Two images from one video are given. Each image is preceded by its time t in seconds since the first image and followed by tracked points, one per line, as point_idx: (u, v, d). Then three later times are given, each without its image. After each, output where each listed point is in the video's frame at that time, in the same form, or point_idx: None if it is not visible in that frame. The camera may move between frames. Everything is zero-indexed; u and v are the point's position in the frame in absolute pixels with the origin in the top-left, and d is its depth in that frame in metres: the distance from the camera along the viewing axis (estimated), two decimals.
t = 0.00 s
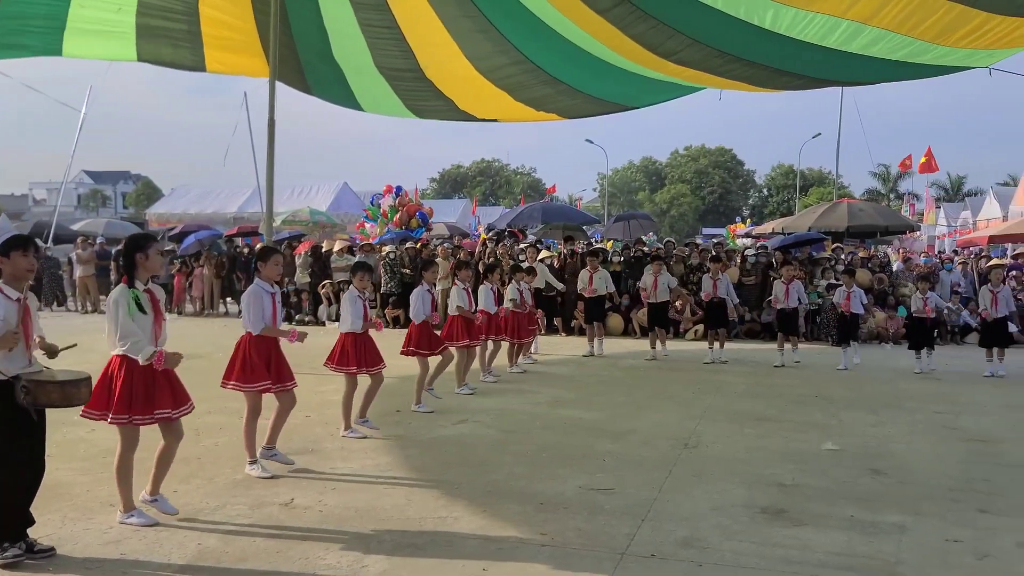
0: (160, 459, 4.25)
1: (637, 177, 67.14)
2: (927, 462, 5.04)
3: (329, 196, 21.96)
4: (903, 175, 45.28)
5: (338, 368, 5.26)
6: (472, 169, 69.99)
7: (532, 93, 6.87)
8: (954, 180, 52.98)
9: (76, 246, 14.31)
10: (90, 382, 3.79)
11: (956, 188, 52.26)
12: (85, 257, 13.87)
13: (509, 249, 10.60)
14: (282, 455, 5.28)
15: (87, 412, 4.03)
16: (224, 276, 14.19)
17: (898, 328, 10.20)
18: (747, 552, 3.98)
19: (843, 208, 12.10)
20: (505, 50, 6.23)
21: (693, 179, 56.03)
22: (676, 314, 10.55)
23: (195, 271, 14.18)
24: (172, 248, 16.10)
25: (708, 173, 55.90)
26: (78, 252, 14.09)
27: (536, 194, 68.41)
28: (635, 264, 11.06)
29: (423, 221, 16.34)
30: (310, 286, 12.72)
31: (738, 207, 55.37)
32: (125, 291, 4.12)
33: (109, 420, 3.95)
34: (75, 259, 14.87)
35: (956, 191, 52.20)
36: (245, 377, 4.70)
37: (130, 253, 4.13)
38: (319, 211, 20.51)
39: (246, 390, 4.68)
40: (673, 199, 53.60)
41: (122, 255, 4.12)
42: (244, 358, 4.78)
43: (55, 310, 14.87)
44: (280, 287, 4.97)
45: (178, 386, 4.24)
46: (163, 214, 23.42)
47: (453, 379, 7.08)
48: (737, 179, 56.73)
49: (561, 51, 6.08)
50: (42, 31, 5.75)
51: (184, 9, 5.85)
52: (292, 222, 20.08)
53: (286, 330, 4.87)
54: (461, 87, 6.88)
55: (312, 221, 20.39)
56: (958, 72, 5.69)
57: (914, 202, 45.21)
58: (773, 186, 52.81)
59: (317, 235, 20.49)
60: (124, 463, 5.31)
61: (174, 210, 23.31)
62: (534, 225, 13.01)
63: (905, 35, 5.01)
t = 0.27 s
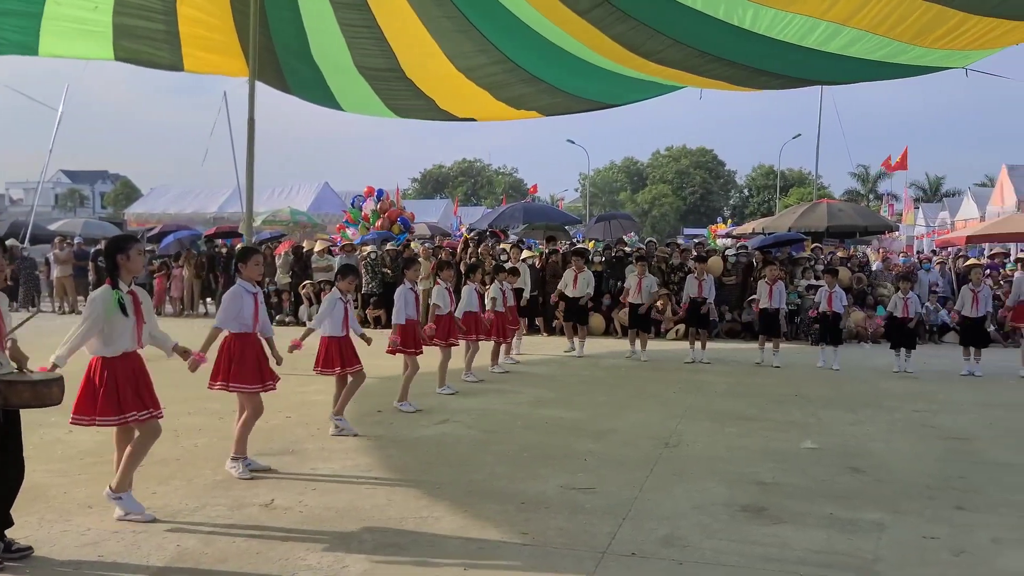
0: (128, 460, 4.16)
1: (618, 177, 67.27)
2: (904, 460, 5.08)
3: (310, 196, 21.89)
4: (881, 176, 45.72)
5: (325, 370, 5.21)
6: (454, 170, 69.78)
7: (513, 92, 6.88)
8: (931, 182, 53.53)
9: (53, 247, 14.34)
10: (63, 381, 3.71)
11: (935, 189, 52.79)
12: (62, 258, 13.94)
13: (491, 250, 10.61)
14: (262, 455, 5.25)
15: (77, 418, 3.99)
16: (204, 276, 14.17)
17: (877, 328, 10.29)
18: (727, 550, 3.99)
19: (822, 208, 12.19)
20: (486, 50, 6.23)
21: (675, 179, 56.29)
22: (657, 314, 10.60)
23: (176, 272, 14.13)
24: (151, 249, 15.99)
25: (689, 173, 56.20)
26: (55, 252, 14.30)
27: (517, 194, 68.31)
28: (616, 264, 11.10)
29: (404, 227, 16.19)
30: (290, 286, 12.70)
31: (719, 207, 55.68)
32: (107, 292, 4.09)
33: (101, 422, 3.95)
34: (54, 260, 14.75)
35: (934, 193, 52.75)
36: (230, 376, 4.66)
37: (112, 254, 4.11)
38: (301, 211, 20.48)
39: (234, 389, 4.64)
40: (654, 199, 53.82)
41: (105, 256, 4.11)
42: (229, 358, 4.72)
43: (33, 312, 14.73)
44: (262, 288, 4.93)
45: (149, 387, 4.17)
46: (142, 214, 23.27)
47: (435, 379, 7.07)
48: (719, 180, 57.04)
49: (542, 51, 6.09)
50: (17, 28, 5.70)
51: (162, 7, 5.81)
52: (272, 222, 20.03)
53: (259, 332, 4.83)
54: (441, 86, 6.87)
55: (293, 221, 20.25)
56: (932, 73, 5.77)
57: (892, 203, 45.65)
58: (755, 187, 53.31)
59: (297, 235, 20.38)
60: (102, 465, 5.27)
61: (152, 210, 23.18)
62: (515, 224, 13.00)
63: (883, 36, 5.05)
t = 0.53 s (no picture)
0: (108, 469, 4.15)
1: (598, 178, 67.49)
2: (881, 457, 5.13)
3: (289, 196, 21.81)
4: (858, 177, 46.14)
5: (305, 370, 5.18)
6: (434, 170, 69.66)
7: (493, 92, 6.88)
8: (906, 183, 54.06)
9: (30, 247, 14.31)
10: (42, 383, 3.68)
11: (912, 190, 53.33)
12: (37, 258, 13.90)
13: (471, 250, 10.61)
14: (241, 456, 5.22)
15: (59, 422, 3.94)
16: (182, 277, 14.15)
17: (855, 327, 10.38)
18: (707, 548, 4.01)
19: (801, 208, 12.29)
20: (466, 50, 6.22)
21: (654, 180, 56.38)
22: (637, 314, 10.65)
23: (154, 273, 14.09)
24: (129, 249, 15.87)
25: (668, 175, 56.30)
26: (30, 252, 14.26)
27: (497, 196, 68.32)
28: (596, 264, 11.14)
29: (386, 233, 15.92)
30: (268, 286, 12.66)
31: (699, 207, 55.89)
32: (84, 294, 4.03)
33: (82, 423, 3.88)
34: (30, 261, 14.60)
35: (910, 194, 53.27)
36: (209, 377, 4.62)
37: (89, 256, 4.04)
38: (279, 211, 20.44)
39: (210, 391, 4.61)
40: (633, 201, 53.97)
41: (82, 257, 4.04)
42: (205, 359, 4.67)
43: (9, 313, 14.57)
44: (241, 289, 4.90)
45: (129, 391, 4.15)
46: (118, 214, 23.10)
47: (416, 380, 7.06)
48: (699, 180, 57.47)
49: (522, 51, 6.09)
50: None
51: (139, 7, 5.77)
52: (252, 222, 19.95)
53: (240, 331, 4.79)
54: (419, 86, 6.87)
55: (272, 221, 20.27)
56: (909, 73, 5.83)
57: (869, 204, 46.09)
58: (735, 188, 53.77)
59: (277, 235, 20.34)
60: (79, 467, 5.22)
61: (129, 211, 23.01)
62: (495, 225, 13.00)
63: (862, 36, 5.09)
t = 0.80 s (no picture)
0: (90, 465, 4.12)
1: (576, 178, 67.46)
2: (855, 456, 5.18)
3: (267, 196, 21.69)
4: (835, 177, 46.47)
5: (278, 369, 5.19)
6: (413, 169, 69.23)
7: (471, 91, 6.88)
8: (883, 184, 54.52)
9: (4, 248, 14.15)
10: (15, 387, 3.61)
11: (888, 191, 53.79)
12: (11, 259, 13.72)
13: (450, 250, 10.61)
14: (218, 458, 5.19)
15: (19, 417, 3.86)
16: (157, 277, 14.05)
17: (831, 327, 10.46)
18: (684, 547, 4.04)
19: (778, 209, 12.38)
20: (444, 50, 6.21)
21: (633, 181, 56.52)
22: (615, 314, 10.68)
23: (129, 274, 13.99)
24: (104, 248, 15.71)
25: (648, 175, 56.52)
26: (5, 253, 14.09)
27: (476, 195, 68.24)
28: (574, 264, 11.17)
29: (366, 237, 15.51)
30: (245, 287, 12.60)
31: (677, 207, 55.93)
32: (58, 294, 3.98)
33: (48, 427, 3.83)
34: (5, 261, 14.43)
35: (887, 194, 53.67)
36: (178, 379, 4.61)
37: (63, 256, 3.96)
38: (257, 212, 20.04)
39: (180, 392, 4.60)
40: (613, 201, 54.10)
41: (56, 256, 3.95)
42: (175, 360, 4.67)
43: None
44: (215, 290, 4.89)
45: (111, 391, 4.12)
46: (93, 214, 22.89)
47: (394, 381, 7.05)
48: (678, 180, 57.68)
49: (500, 51, 6.09)
50: None
51: (113, 7, 5.73)
52: (228, 222, 19.50)
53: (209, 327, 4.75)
54: (397, 85, 6.85)
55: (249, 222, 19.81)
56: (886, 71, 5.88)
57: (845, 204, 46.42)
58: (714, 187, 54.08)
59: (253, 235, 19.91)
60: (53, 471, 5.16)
61: (104, 211, 22.81)
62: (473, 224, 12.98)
63: (837, 38, 5.13)
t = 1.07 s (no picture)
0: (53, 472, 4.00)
1: (554, 179, 67.39)
2: (831, 455, 5.22)
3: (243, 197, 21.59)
4: (813, 178, 46.84)
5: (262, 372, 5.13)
6: (389, 169, 69.00)
7: (450, 92, 6.87)
8: (859, 184, 55.08)
9: None
10: None
11: (864, 191, 54.31)
12: None
13: (429, 251, 10.59)
14: (195, 461, 5.15)
15: (5, 425, 3.83)
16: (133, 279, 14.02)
17: (808, 327, 10.54)
18: (661, 546, 4.05)
19: (755, 209, 12.48)
20: (422, 51, 6.20)
21: (612, 181, 56.65)
22: (594, 315, 10.72)
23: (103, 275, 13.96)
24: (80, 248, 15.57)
25: (626, 176, 56.54)
26: None
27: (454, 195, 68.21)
28: (553, 265, 11.20)
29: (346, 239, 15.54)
30: (223, 288, 12.58)
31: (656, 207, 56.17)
32: (35, 297, 3.94)
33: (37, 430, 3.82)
34: None
35: (863, 194, 54.13)
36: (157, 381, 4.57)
37: (35, 258, 3.93)
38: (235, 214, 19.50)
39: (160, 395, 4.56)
40: (592, 202, 54.33)
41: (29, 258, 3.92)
42: (154, 362, 4.65)
43: None
44: (194, 292, 4.88)
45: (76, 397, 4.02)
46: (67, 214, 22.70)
47: (373, 382, 7.04)
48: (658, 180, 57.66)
49: (478, 52, 6.08)
50: None
51: (88, 7, 5.68)
52: (205, 223, 18.90)
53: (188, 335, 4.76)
54: (375, 86, 6.82)
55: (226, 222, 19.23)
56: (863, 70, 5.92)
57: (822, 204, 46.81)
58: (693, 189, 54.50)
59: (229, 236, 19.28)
60: (27, 474, 5.11)
61: (79, 211, 22.64)
62: (452, 225, 12.95)
63: (813, 38, 5.16)
